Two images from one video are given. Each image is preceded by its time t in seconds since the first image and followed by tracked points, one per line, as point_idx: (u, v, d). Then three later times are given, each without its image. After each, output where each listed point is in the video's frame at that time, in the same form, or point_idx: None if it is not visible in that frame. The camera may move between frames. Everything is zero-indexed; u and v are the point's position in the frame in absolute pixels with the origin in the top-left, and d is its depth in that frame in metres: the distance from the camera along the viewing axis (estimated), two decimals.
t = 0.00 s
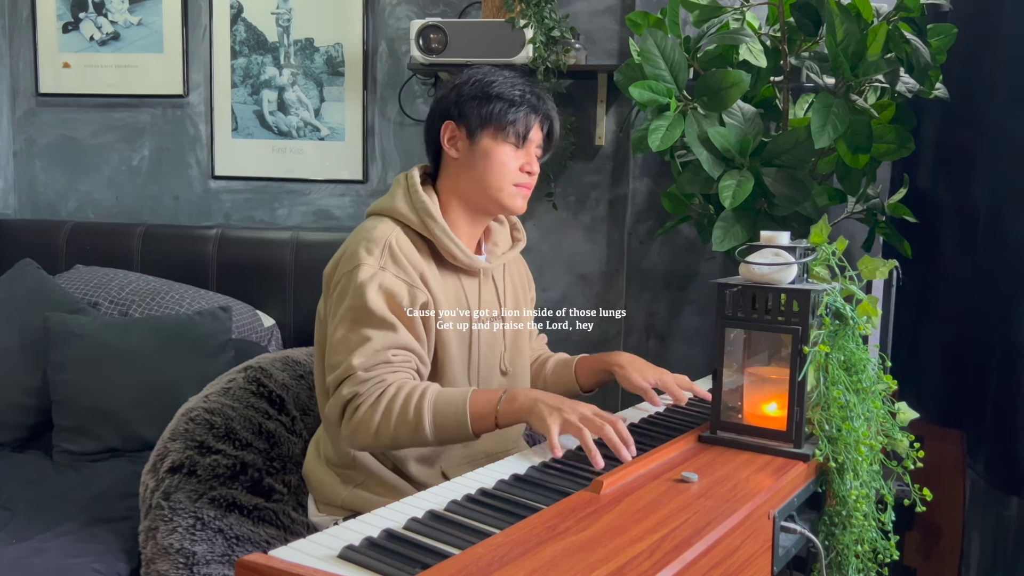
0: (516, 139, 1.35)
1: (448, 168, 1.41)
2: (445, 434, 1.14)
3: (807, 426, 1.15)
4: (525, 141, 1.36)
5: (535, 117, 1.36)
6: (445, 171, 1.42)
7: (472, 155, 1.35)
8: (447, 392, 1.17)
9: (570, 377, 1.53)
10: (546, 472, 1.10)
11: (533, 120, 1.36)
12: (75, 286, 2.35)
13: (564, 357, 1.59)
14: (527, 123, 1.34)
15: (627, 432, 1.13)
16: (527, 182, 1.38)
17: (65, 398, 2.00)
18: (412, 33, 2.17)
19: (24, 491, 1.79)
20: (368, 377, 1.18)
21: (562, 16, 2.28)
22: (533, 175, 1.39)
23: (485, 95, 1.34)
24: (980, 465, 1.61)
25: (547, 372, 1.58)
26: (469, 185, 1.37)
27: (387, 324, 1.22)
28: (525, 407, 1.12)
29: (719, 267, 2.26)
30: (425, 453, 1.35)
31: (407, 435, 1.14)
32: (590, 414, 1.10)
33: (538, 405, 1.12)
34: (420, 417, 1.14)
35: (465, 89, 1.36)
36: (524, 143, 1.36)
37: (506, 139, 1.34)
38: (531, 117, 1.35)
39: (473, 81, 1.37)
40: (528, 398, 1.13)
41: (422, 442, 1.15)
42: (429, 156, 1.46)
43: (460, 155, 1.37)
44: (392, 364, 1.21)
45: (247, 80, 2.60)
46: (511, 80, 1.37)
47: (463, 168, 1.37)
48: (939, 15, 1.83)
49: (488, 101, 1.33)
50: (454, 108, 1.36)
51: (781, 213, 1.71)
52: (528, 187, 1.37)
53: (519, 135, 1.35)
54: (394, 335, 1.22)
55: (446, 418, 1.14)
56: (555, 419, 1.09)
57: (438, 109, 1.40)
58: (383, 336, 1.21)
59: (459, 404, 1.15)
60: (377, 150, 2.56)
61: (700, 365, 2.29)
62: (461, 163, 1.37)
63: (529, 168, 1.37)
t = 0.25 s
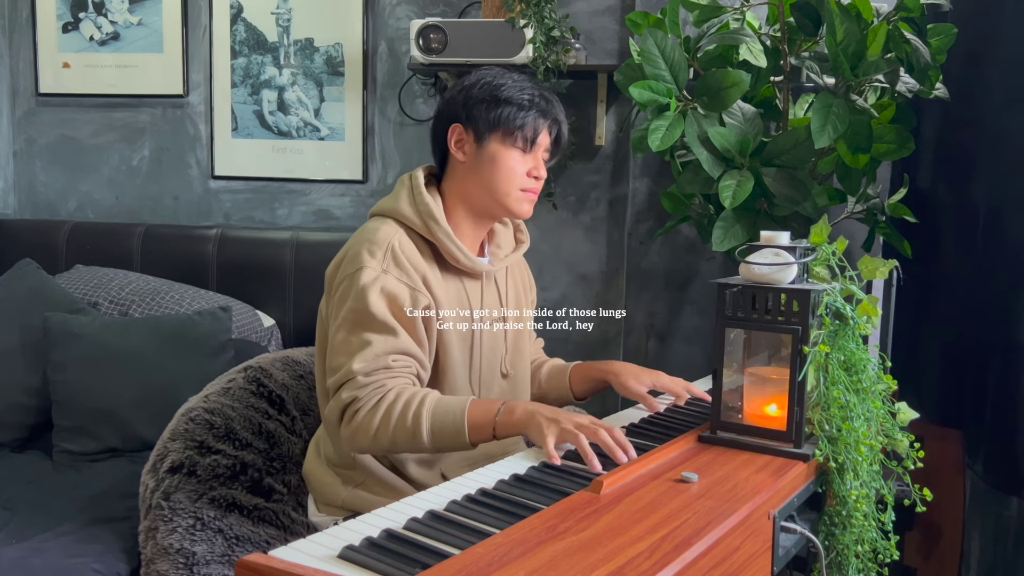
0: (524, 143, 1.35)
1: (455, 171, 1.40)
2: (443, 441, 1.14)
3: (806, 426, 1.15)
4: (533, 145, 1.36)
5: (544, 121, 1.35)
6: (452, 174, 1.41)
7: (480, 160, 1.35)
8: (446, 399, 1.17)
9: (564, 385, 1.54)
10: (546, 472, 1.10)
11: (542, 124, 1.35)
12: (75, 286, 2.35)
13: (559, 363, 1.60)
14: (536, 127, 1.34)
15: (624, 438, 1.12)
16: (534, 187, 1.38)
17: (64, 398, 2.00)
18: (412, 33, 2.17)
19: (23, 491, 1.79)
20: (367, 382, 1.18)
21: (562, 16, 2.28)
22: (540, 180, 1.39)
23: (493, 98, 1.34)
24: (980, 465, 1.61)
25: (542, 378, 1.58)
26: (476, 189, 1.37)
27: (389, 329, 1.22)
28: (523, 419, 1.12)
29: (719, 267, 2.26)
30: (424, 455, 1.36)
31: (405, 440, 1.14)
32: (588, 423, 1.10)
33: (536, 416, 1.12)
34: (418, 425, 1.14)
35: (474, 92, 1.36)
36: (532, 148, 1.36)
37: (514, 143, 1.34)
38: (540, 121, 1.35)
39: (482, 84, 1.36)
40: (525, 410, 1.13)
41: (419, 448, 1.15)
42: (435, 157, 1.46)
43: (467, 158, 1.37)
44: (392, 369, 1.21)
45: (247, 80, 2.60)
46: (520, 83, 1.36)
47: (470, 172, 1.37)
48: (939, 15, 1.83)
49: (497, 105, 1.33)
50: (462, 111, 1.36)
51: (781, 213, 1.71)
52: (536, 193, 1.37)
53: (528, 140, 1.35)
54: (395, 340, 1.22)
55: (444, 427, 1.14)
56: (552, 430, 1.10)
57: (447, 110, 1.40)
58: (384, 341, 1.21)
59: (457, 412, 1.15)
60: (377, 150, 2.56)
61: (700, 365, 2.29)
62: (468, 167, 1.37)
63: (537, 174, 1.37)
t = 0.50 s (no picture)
0: (538, 152, 1.34)
1: (465, 175, 1.40)
2: (442, 437, 1.14)
3: (806, 426, 1.15)
4: (546, 154, 1.35)
5: (558, 130, 1.35)
6: (462, 178, 1.41)
7: (491, 167, 1.34)
8: (445, 395, 1.17)
9: (559, 385, 1.54)
10: (546, 472, 1.10)
11: (556, 133, 1.35)
12: (75, 286, 2.35)
13: (557, 364, 1.61)
14: (549, 136, 1.34)
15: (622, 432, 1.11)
16: (545, 195, 1.38)
17: (64, 398, 2.00)
18: (412, 33, 2.17)
19: (23, 491, 1.79)
20: (367, 381, 1.18)
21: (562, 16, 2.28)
22: (551, 188, 1.39)
23: (508, 105, 1.33)
24: (980, 465, 1.61)
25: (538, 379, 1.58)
26: (486, 195, 1.37)
27: (390, 331, 1.22)
28: (522, 408, 1.12)
29: (719, 267, 2.26)
30: (424, 456, 1.36)
31: (405, 439, 1.14)
32: (587, 413, 1.09)
33: (535, 406, 1.12)
34: (418, 420, 1.14)
35: (489, 98, 1.34)
36: (545, 157, 1.36)
37: (527, 152, 1.34)
38: (554, 130, 1.34)
39: (497, 89, 1.35)
40: (524, 401, 1.13)
41: (418, 446, 1.15)
42: (445, 158, 1.45)
43: (479, 164, 1.36)
44: (392, 370, 1.21)
45: (247, 80, 2.60)
46: (534, 91, 1.35)
47: (480, 178, 1.37)
48: (939, 15, 1.83)
49: (512, 112, 1.32)
50: (476, 117, 1.35)
51: (781, 213, 1.71)
52: (546, 203, 1.37)
53: (541, 149, 1.35)
54: (396, 341, 1.22)
55: (444, 422, 1.14)
56: (550, 417, 1.10)
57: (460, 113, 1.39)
58: (386, 342, 1.21)
59: (456, 406, 1.15)
60: (377, 150, 2.56)
61: (700, 365, 2.29)
62: (479, 173, 1.37)
63: (547, 183, 1.37)
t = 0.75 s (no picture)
0: (549, 157, 1.36)
1: (474, 178, 1.38)
2: (441, 440, 1.14)
3: (806, 426, 1.15)
4: (556, 158, 1.37)
5: (568, 134, 1.36)
6: (469, 180, 1.39)
7: (504, 171, 1.34)
8: (445, 396, 1.17)
9: (559, 389, 1.55)
10: (545, 472, 1.10)
11: (566, 137, 1.36)
12: (75, 286, 2.35)
13: (557, 365, 1.60)
14: (560, 141, 1.35)
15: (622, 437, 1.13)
16: (554, 198, 1.39)
17: (64, 398, 2.00)
18: (412, 33, 2.17)
19: (23, 491, 1.79)
20: (367, 381, 1.18)
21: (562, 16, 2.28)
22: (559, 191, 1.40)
23: (521, 111, 1.33)
24: (980, 465, 1.61)
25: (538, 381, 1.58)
26: (497, 199, 1.37)
27: (392, 331, 1.22)
28: (522, 413, 1.12)
29: (719, 267, 2.26)
30: (424, 458, 1.36)
31: (405, 438, 1.14)
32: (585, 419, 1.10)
33: (534, 410, 1.13)
34: (417, 422, 1.13)
35: (501, 102, 1.34)
36: (554, 161, 1.37)
37: (540, 155, 1.35)
38: (565, 134, 1.35)
39: (507, 94, 1.34)
40: (524, 404, 1.13)
41: (418, 446, 1.15)
42: (447, 160, 1.43)
43: (492, 168, 1.35)
44: (392, 369, 1.21)
45: (247, 80, 2.60)
46: (543, 96, 1.36)
47: (492, 182, 1.36)
48: (939, 15, 1.83)
49: (525, 118, 1.32)
50: (489, 121, 1.33)
51: (781, 213, 1.71)
52: (555, 205, 1.39)
53: (553, 152, 1.36)
54: (398, 342, 1.22)
55: (444, 424, 1.14)
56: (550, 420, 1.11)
57: (468, 116, 1.36)
58: (387, 342, 1.21)
59: (457, 408, 1.15)
60: (377, 150, 2.56)
61: (700, 365, 2.29)
62: (490, 177, 1.36)
63: (556, 186, 1.38)
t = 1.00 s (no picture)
0: (547, 157, 1.36)
1: (472, 177, 1.38)
2: (441, 443, 1.15)
3: (806, 427, 1.15)
4: (553, 159, 1.38)
5: (566, 135, 1.37)
6: (467, 180, 1.39)
7: (503, 172, 1.34)
8: (444, 400, 1.17)
9: (559, 386, 1.55)
10: (546, 472, 1.09)
11: (564, 137, 1.37)
12: (75, 286, 2.35)
13: (558, 361, 1.61)
14: (558, 142, 1.36)
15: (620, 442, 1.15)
16: (551, 198, 1.39)
17: (64, 398, 1.99)
18: (412, 33, 2.17)
19: (23, 491, 1.79)
20: (365, 386, 1.18)
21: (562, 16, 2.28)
22: (556, 191, 1.41)
23: (520, 111, 1.33)
24: (980, 465, 1.61)
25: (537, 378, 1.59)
26: (496, 199, 1.37)
27: (390, 335, 1.22)
28: (522, 415, 1.14)
29: (719, 267, 2.26)
30: (424, 458, 1.36)
31: (404, 442, 1.14)
32: (585, 424, 1.13)
33: (535, 413, 1.14)
34: (417, 426, 1.14)
35: (499, 103, 1.34)
36: (551, 162, 1.38)
37: (538, 156, 1.35)
38: (562, 135, 1.36)
39: (505, 94, 1.34)
40: (524, 407, 1.15)
41: (417, 450, 1.15)
42: (443, 158, 1.43)
43: (491, 168, 1.35)
44: (390, 374, 1.21)
45: (247, 80, 2.60)
46: (541, 96, 1.36)
47: (490, 183, 1.36)
48: (939, 15, 1.83)
49: (524, 119, 1.32)
50: (488, 121, 1.33)
51: (781, 213, 1.71)
52: (552, 205, 1.39)
53: (550, 153, 1.36)
54: (396, 345, 1.22)
55: (444, 427, 1.14)
56: (551, 425, 1.13)
57: (467, 116, 1.36)
58: (385, 346, 1.21)
59: (456, 412, 1.15)
60: (377, 150, 2.56)
61: (700, 365, 2.29)
62: (488, 178, 1.36)
63: (553, 186, 1.39)
